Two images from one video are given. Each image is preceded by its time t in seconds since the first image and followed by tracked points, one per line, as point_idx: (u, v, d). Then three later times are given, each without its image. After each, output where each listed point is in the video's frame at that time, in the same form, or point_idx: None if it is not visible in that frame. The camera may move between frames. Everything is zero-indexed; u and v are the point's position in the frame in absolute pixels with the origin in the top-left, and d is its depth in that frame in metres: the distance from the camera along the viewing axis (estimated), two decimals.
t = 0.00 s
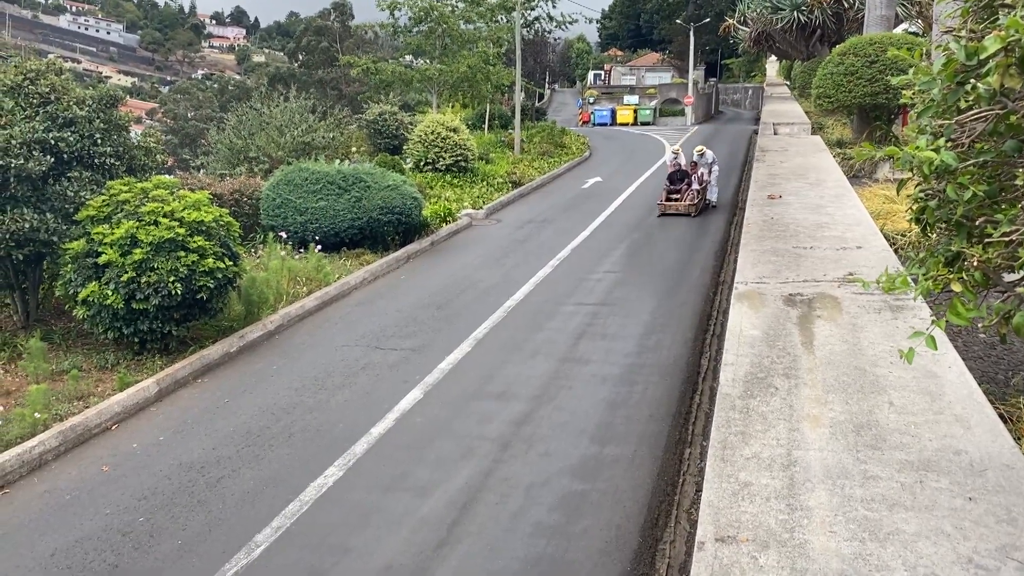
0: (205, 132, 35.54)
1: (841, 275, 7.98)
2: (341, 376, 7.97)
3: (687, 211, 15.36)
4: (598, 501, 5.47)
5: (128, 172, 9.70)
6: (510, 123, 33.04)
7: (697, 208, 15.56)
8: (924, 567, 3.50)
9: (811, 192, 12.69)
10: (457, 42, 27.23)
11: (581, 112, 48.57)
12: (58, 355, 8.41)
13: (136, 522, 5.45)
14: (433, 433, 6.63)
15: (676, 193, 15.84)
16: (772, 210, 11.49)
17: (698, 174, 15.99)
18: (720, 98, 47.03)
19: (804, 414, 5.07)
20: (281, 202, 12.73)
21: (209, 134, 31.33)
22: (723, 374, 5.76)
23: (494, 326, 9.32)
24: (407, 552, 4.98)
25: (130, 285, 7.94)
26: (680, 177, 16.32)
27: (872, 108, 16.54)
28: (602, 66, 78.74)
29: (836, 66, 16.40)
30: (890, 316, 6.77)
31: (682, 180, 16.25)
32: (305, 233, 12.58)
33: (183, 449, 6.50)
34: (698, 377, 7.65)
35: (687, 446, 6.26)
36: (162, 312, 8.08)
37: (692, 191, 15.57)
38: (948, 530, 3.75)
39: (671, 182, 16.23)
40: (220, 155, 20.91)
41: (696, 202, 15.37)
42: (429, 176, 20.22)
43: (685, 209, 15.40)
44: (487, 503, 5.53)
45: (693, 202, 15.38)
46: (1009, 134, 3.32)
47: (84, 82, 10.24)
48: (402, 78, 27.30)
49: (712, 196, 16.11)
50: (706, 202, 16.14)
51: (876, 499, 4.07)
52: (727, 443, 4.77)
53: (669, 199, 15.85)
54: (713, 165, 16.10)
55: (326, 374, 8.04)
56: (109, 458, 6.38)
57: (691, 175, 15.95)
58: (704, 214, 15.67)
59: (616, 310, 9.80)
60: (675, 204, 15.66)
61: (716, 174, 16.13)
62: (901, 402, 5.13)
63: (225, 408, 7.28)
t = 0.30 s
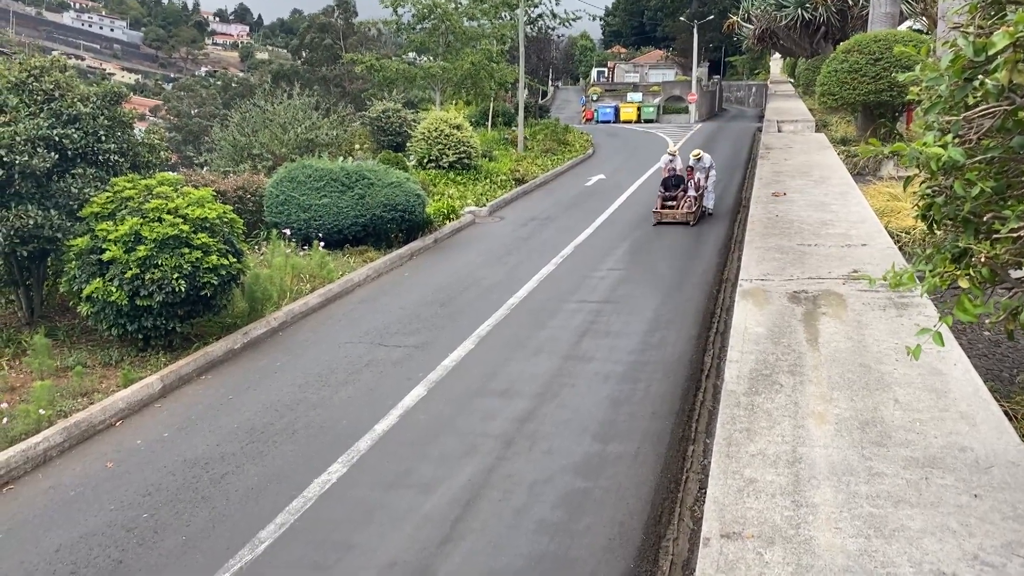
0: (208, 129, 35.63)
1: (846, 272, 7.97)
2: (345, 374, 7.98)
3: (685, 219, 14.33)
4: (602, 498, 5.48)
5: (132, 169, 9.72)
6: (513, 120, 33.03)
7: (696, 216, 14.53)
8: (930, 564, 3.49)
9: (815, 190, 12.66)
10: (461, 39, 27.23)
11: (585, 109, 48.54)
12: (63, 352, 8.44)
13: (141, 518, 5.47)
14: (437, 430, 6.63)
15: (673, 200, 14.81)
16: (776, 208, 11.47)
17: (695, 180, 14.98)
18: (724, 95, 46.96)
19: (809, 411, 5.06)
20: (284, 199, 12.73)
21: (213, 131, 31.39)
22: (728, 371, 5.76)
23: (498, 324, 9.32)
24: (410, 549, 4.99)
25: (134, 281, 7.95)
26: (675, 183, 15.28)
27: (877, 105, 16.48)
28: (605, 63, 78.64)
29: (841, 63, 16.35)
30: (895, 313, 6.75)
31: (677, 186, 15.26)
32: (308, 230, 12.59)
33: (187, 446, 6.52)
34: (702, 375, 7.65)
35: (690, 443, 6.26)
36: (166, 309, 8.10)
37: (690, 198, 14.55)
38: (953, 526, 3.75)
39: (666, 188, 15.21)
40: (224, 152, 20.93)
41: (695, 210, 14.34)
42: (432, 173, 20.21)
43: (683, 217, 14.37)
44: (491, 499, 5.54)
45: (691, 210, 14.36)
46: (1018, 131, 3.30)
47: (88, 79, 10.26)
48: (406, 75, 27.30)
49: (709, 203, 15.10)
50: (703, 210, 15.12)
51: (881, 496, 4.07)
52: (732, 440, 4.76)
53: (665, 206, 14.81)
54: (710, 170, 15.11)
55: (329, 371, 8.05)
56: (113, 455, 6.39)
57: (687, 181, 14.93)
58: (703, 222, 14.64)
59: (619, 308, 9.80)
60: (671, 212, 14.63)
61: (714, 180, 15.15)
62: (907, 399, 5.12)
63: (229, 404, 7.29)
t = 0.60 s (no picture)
0: (212, 126, 35.68)
1: (850, 270, 7.96)
2: (348, 370, 7.99)
3: (682, 229, 13.35)
4: (605, 495, 5.48)
5: (136, 166, 9.73)
6: (517, 117, 33.01)
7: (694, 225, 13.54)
8: (934, 561, 3.49)
9: (819, 187, 12.64)
10: (465, 36, 27.22)
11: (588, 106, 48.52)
12: (67, 348, 8.46)
13: (145, 514, 5.48)
14: (440, 427, 6.64)
15: (667, 208, 13.78)
16: (780, 205, 11.44)
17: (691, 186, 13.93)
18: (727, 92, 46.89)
19: (814, 408, 5.06)
20: (288, 196, 12.75)
21: (217, 127, 31.43)
22: (732, 368, 5.75)
23: (501, 321, 9.33)
24: (414, 546, 5.00)
25: (138, 278, 7.96)
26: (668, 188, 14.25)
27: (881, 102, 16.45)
28: (609, 60, 78.56)
29: (845, 60, 16.33)
30: (899, 310, 6.74)
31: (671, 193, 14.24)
32: (312, 228, 12.60)
33: (191, 442, 6.53)
34: (705, 372, 7.65)
35: (694, 441, 6.27)
36: (170, 305, 8.11)
37: (686, 206, 13.53)
38: (958, 523, 3.75)
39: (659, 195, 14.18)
40: (228, 149, 20.93)
41: (692, 219, 13.35)
42: (435, 170, 20.21)
43: (679, 226, 13.37)
44: (494, 496, 5.55)
45: (687, 219, 13.36)
46: None
47: (92, 75, 10.27)
48: (409, 72, 27.28)
49: (705, 211, 14.10)
50: (699, 218, 14.17)
51: (886, 492, 4.07)
52: (736, 437, 4.76)
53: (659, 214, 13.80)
54: (707, 176, 14.13)
55: (333, 368, 8.06)
56: (117, 451, 6.41)
57: (682, 187, 13.84)
58: (700, 232, 13.66)
59: (622, 305, 9.79)
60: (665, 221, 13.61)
61: (710, 186, 14.17)
62: (912, 396, 5.12)
63: (233, 401, 7.31)
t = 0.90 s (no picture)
0: (216, 124, 35.72)
1: (856, 266, 7.95)
2: (353, 367, 8.00)
3: (675, 241, 12.34)
4: (608, 492, 5.48)
5: (141, 163, 9.74)
6: (521, 114, 33.00)
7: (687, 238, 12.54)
8: (940, 557, 3.49)
9: (824, 184, 12.62)
10: (469, 33, 27.21)
11: (592, 103, 48.48)
12: (72, 345, 8.48)
13: (150, 510, 5.50)
14: (444, 423, 6.65)
15: (658, 218, 12.76)
16: (785, 202, 11.43)
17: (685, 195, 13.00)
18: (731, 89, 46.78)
19: (819, 405, 5.06)
20: (292, 193, 12.76)
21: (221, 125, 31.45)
22: (737, 365, 5.75)
23: (505, 318, 9.34)
24: (417, 542, 5.01)
25: (143, 275, 7.98)
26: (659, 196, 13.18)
27: (886, 99, 16.41)
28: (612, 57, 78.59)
29: (850, 57, 16.30)
30: (904, 307, 6.73)
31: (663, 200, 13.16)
32: (317, 225, 12.63)
33: (195, 438, 6.55)
34: (710, 369, 7.65)
35: (698, 437, 6.28)
36: (174, 302, 8.13)
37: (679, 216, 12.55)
38: (963, 519, 3.74)
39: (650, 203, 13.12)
40: (232, 146, 20.95)
41: (685, 231, 12.36)
42: (439, 168, 20.21)
43: (671, 238, 12.35)
44: (497, 493, 5.55)
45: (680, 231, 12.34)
46: None
47: (96, 72, 10.29)
48: (413, 69, 27.28)
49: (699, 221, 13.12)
50: (692, 228, 13.18)
51: (891, 488, 4.07)
52: (741, 433, 4.76)
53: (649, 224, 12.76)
54: (702, 184, 13.21)
55: (337, 365, 8.08)
56: (122, 447, 6.43)
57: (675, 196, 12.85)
58: (693, 243, 12.66)
59: (626, 302, 9.78)
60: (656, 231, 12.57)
61: (704, 195, 13.23)
62: (916, 393, 5.11)
63: (237, 397, 7.33)
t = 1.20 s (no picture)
0: (219, 122, 35.74)
1: (859, 264, 7.94)
2: (356, 365, 8.01)
3: (664, 257, 11.35)
4: (612, 490, 5.49)
5: (145, 161, 9.76)
6: (524, 112, 32.98)
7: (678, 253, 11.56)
8: (943, 555, 3.49)
9: (827, 182, 12.59)
10: (472, 31, 27.19)
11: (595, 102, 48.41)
12: (77, 342, 8.50)
13: (154, 508, 5.52)
14: (447, 421, 6.65)
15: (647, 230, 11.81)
16: (789, 200, 11.41)
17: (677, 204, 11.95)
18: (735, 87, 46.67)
19: (822, 403, 5.05)
20: (295, 190, 12.75)
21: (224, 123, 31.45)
22: (740, 363, 5.74)
23: (508, 316, 9.33)
24: (421, 540, 5.01)
25: (147, 272, 7.99)
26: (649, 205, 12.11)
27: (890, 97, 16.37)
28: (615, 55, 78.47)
29: (854, 55, 16.27)
30: (908, 305, 6.72)
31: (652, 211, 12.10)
32: (320, 222, 12.63)
33: (199, 436, 6.56)
34: (713, 367, 7.65)
35: (701, 435, 6.28)
36: (178, 300, 8.15)
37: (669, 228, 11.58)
38: (966, 517, 3.74)
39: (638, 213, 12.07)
40: (236, 144, 20.95)
41: (675, 246, 11.37)
42: (442, 166, 20.20)
43: (659, 253, 11.37)
44: (501, 490, 5.56)
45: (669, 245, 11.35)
46: None
47: (100, 71, 10.30)
48: (416, 67, 27.27)
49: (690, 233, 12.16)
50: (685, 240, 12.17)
51: (894, 486, 4.06)
52: (744, 431, 4.76)
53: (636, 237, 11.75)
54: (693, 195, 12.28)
55: (341, 362, 8.09)
56: (126, 445, 6.45)
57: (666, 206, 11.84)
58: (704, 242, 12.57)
59: (629, 301, 9.77)
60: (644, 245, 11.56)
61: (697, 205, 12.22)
62: (920, 391, 5.10)
63: (241, 395, 7.34)
